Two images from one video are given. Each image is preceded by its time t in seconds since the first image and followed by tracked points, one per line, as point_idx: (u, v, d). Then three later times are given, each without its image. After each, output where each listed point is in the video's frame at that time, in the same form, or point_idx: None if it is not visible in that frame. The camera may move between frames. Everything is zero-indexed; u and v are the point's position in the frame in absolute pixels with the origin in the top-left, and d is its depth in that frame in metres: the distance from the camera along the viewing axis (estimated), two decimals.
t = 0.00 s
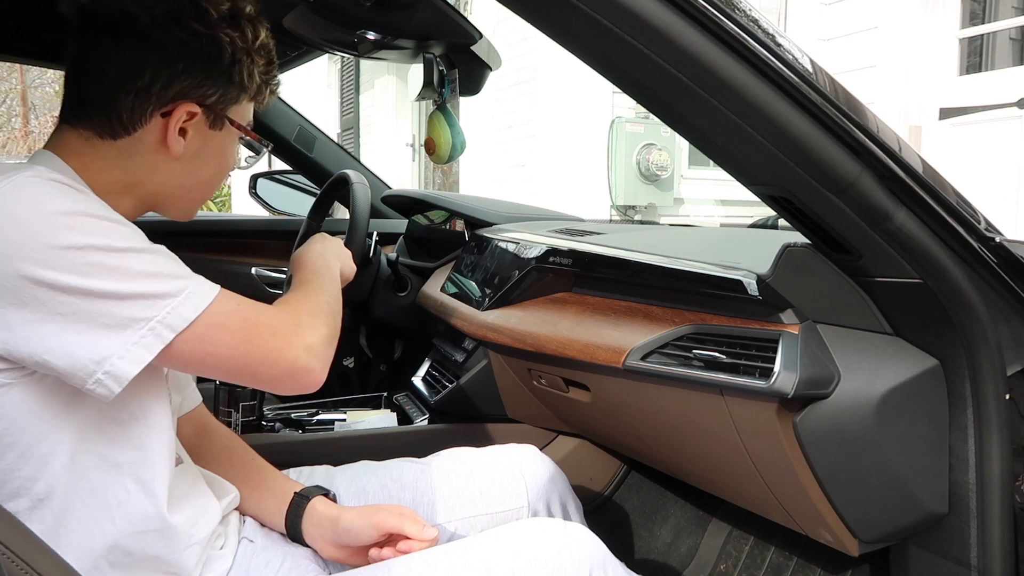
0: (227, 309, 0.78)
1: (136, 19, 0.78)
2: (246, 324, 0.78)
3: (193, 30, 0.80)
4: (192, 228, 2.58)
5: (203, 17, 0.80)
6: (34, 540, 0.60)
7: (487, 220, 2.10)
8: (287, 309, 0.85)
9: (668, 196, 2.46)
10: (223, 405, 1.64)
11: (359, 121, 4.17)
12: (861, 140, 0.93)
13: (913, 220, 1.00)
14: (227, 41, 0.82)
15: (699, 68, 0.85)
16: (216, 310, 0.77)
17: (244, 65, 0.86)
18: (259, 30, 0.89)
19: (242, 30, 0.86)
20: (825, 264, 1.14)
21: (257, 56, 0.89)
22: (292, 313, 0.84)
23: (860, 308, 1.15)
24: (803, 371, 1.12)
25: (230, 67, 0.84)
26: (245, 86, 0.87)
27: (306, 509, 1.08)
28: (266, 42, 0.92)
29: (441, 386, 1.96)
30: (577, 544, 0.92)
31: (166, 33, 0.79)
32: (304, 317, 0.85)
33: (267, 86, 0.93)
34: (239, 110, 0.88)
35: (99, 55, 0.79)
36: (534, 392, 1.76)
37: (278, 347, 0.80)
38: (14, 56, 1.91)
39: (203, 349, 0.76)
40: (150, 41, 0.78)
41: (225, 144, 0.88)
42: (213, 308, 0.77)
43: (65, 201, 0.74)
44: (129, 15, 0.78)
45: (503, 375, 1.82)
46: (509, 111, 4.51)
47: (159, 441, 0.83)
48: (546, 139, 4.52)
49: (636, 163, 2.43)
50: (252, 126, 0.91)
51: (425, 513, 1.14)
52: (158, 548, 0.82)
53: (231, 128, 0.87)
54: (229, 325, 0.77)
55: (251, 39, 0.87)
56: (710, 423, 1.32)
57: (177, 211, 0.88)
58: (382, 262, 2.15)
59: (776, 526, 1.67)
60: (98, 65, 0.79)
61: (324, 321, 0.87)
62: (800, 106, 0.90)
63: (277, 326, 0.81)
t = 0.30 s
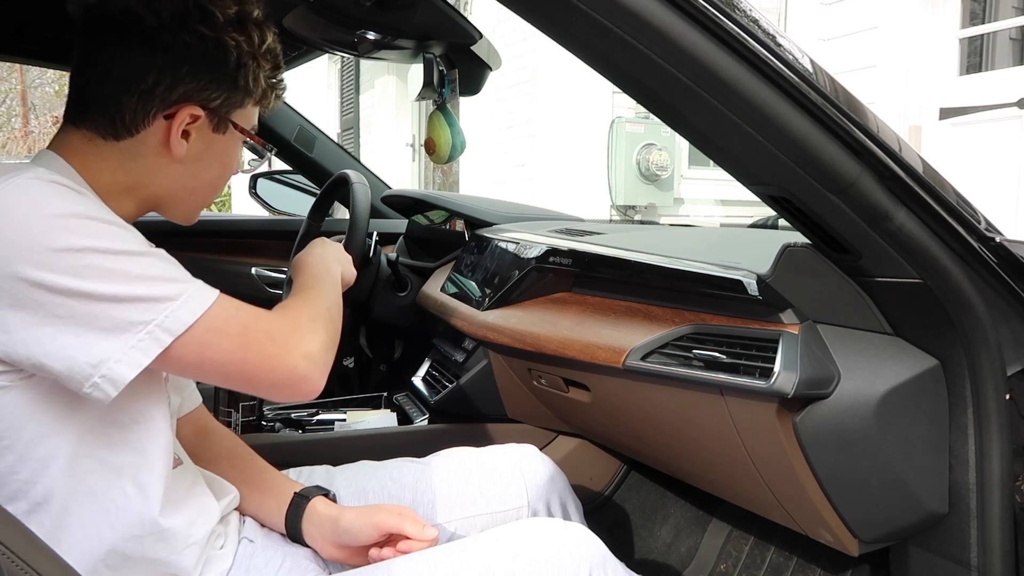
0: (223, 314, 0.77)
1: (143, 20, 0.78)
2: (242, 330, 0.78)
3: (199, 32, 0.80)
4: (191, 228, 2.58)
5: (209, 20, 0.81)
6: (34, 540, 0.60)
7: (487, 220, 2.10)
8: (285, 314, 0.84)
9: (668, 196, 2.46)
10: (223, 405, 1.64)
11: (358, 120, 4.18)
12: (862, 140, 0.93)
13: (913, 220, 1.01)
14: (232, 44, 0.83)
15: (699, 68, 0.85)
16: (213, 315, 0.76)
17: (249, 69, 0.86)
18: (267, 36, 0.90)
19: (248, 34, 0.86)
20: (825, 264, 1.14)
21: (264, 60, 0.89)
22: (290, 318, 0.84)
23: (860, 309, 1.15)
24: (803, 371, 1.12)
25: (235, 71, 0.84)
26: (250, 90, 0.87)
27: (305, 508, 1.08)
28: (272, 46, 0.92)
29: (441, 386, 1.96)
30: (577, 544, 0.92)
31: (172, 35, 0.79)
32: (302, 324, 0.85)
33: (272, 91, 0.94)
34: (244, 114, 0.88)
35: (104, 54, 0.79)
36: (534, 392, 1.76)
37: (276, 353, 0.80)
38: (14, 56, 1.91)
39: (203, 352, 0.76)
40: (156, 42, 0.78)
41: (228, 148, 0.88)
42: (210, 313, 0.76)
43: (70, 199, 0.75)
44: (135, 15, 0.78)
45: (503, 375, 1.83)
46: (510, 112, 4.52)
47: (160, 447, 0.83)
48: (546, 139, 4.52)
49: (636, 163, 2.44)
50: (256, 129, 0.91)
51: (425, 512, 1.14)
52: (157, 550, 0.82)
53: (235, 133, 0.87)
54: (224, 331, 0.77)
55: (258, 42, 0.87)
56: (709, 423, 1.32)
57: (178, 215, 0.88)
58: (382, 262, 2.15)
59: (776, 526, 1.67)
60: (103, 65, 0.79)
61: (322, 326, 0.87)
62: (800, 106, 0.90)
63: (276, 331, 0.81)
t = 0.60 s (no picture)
0: (35, 475, 0.66)
1: (135, 27, 0.78)
2: (37, 501, 0.66)
3: (192, 32, 0.80)
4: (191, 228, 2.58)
5: (200, 19, 0.80)
6: (33, 540, 0.60)
7: (487, 220, 2.10)
8: (100, 516, 0.70)
9: (668, 196, 2.46)
10: (223, 404, 1.65)
11: (358, 120, 4.18)
12: (862, 140, 0.93)
13: (913, 220, 1.00)
14: (226, 42, 0.83)
15: (699, 68, 0.85)
16: (26, 466, 0.66)
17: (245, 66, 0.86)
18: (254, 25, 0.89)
19: (239, 27, 0.85)
20: (825, 264, 1.14)
21: (257, 52, 0.89)
22: (89, 527, 0.68)
23: (860, 309, 1.15)
24: (803, 371, 1.12)
25: (230, 66, 0.84)
26: (246, 85, 0.87)
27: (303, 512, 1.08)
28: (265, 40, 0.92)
29: (441, 386, 1.96)
30: (577, 543, 0.92)
31: (165, 38, 0.79)
32: (95, 541, 0.68)
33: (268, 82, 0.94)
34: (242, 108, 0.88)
35: (103, 62, 0.79)
36: (534, 392, 1.76)
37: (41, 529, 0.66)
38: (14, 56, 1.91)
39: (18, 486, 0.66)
40: (150, 47, 0.78)
41: (233, 144, 0.88)
42: (27, 461, 0.66)
43: None
44: (128, 23, 0.78)
45: (503, 375, 1.82)
46: (509, 112, 4.52)
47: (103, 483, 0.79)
48: (546, 139, 4.52)
49: (636, 163, 2.44)
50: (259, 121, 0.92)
51: (425, 513, 1.12)
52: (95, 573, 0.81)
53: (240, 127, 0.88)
54: (18, 493, 0.66)
55: (249, 35, 0.86)
56: (709, 423, 1.32)
57: (194, 215, 0.89)
58: (382, 262, 2.15)
59: (776, 526, 1.67)
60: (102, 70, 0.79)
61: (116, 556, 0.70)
62: (800, 106, 0.90)
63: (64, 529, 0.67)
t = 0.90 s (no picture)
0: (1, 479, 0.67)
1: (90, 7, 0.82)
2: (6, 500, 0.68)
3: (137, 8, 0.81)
4: (191, 228, 2.57)
5: None
6: (33, 540, 0.59)
7: (487, 220, 2.10)
8: (68, 524, 0.71)
9: (669, 196, 2.46)
10: (223, 405, 1.65)
11: (358, 120, 4.17)
12: (862, 140, 0.93)
13: (913, 220, 1.00)
14: None
15: (699, 68, 0.85)
16: None
17: (179, 16, 0.82)
18: None
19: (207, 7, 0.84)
20: (825, 264, 1.14)
21: (232, 16, 0.86)
22: (56, 536, 0.70)
23: (860, 308, 1.15)
24: (803, 371, 1.12)
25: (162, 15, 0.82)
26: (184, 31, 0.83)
27: (304, 510, 1.08)
28: None
29: (441, 386, 1.96)
30: (577, 543, 0.92)
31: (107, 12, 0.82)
32: (65, 549, 0.70)
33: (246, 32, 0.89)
34: (170, 52, 0.82)
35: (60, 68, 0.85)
36: (534, 393, 1.76)
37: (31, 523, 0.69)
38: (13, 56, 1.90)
39: None
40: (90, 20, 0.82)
41: (137, 104, 0.79)
42: None
43: None
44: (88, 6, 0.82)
45: (503, 375, 1.82)
46: (509, 112, 4.52)
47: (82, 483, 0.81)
48: (546, 139, 4.52)
49: (636, 163, 2.44)
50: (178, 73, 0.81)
51: (425, 513, 1.12)
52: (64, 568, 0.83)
53: (142, 84, 0.79)
54: None
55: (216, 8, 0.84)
56: (710, 424, 1.32)
57: (135, 192, 0.81)
58: (382, 262, 2.15)
59: (776, 526, 1.67)
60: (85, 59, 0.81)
61: (83, 564, 0.71)
62: (800, 106, 0.90)
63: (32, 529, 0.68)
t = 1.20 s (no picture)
0: (5, 482, 0.67)
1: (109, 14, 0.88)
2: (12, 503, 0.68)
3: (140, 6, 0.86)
4: (190, 228, 2.57)
5: None
6: (33, 540, 0.59)
7: (487, 220, 2.10)
8: (69, 526, 0.71)
9: (668, 196, 2.46)
10: (223, 405, 1.64)
11: (358, 120, 4.17)
12: (862, 140, 0.93)
13: (913, 220, 1.00)
14: None
15: (699, 68, 0.85)
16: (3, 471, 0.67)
17: (161, 7, 0.85)
18: None
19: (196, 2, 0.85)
20: (826, 264, 1.14)
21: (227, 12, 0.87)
22: (58, 538, 0.70)
23: (860, 308, 1.15)
24: (803, 371, 1.12)
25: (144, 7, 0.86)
26: (163, 21, 0.85)
27: (302, 510, 1.08)
28: None
29: (441, 387, 1.96)
30: (577, 544, 0.92)
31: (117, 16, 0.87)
32: (67, 551, 0.70)
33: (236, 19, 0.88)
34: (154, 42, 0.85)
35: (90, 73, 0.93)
36: (534, 393, 1.76)
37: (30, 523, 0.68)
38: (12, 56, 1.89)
39: None
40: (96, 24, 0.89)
41: (117, 92, 0.80)
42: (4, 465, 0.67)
43: None
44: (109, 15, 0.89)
45: (503, 375, 1.82)
46: (509, 112, 4.52)
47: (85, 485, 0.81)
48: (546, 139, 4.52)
49: (636, 163, 2.44)
50: (156, 62, 0.82)
51: (425, 514, 1.13)
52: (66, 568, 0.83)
53: (124, 74, 0.81)
54: None
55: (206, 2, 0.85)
56: (710, 424, 1.32)
57: (109, 180, 0.80)
58: (382, 262, 2.15)
59: (776, 526, 1.67)
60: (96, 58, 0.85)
61: (83, 566, 0.71)
62: (800, 106, 0.90)
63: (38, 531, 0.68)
